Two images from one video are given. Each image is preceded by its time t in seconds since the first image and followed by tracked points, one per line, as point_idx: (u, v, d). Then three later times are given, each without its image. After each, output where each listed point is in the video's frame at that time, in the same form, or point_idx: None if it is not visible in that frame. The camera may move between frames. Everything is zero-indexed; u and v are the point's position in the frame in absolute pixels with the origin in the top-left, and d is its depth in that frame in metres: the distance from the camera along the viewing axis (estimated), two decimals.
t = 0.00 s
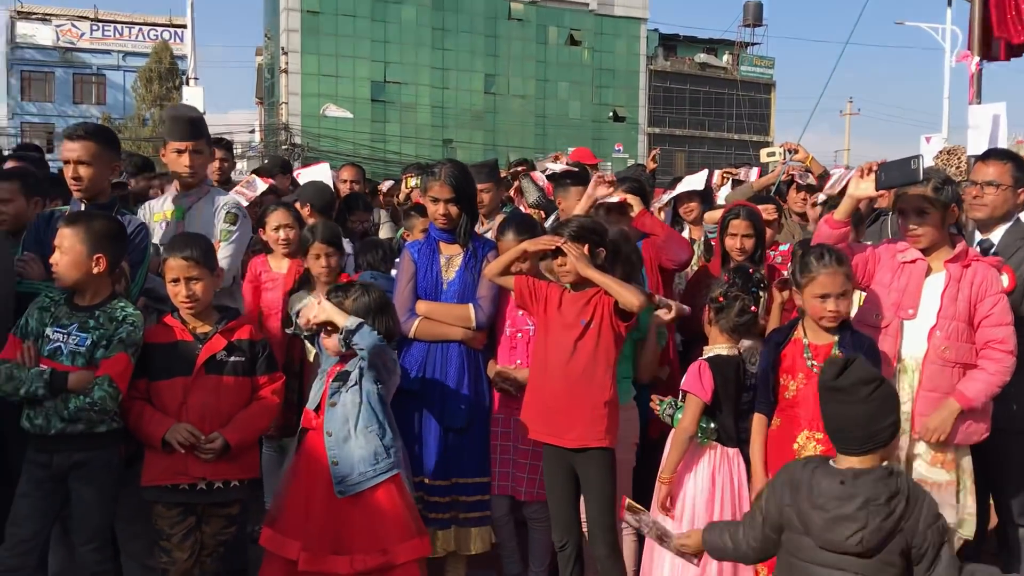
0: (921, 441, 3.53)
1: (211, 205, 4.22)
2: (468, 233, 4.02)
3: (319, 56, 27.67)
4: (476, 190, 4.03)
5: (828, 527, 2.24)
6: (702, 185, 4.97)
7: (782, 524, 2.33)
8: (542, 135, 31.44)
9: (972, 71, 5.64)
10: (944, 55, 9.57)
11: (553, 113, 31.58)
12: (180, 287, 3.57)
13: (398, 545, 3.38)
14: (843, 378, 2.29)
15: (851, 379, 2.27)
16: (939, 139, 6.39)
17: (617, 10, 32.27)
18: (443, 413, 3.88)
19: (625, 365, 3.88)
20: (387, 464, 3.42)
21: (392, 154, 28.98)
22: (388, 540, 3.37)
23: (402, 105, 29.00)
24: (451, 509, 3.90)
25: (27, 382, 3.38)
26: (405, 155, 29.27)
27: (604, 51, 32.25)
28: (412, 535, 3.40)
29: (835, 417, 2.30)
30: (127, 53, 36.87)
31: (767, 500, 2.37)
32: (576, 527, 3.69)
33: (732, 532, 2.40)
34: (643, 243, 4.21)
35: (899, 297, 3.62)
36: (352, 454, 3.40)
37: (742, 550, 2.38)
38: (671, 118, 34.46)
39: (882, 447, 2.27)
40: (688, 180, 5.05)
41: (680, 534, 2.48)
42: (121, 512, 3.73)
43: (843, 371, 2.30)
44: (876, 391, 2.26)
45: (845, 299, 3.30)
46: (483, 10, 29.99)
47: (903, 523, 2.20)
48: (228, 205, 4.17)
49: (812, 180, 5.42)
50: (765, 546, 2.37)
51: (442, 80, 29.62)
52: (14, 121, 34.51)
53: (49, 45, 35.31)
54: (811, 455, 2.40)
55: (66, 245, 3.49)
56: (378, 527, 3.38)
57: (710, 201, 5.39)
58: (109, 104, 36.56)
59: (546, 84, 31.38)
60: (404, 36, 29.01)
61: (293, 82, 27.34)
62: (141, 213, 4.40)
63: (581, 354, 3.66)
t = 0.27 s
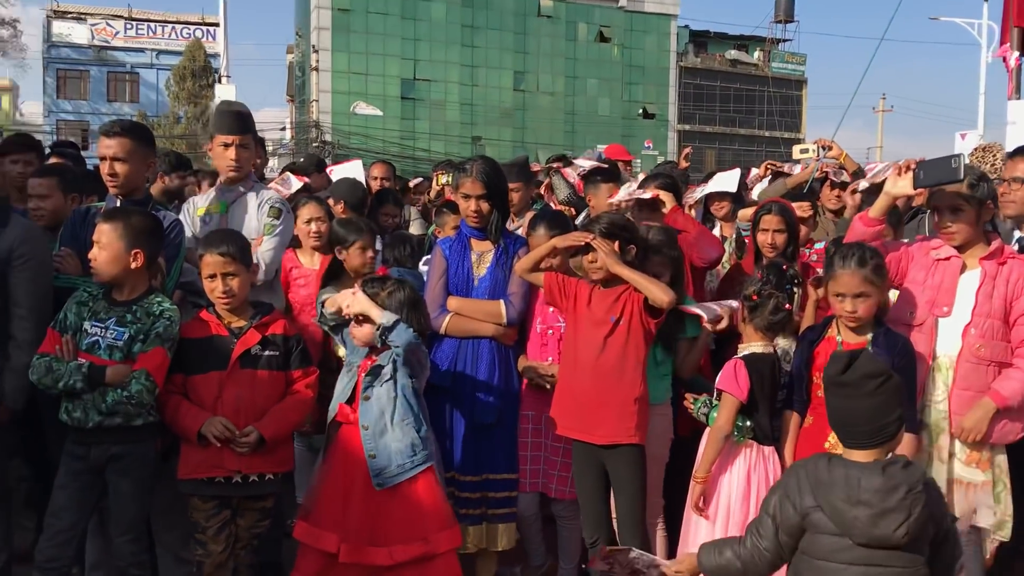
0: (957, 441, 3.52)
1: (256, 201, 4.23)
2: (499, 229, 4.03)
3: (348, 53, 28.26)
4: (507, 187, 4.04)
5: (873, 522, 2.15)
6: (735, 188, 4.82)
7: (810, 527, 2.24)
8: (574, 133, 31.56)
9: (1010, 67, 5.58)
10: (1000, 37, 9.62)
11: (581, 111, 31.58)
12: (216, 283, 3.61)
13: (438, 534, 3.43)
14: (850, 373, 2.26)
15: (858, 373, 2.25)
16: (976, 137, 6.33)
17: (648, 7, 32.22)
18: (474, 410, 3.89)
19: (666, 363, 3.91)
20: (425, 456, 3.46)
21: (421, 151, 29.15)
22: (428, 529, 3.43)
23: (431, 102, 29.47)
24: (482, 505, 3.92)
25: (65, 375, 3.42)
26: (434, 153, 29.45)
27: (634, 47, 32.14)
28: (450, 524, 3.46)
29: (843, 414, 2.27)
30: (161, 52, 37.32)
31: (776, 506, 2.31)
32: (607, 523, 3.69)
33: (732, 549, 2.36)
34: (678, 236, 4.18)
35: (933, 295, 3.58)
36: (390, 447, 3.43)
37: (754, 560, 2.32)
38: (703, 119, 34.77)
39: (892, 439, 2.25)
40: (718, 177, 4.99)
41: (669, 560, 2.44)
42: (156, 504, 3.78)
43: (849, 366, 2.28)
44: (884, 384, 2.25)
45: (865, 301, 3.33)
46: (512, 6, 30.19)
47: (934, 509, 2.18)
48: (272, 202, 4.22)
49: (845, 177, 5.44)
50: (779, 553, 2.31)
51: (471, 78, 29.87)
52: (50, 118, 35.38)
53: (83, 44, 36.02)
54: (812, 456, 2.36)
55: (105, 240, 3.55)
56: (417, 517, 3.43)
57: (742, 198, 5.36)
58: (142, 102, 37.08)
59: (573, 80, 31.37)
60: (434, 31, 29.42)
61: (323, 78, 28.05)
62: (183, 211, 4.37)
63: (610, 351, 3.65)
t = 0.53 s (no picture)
0: (984, 440, 3.50)
1: (285, 195, 4.25)
2: (519, 225, 4.05)
3: (370, 51, 28.50)
4: (527, 182, 4.06)
5: (896, 518, 2.19)
6: (757, 182, 4.82)
7: (829, 523, 2.29)
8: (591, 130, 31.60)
9: None
10: None
11: (603, 108, 31.81)
12: (241, 279, 3.63)
13: (468, 524, 3.49)
14: (868, 370, 2.30)
15: (876, 371, 2.29)
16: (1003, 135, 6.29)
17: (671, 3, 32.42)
18: (492, 406, 3.89)
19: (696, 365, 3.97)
20: (451, 449, 3.50)
21: (444, 148, 29.52)
22: (458, 520, 3.48)
23: (450, 100, 29.59)
24: (501, 501, 3.91)
25: (91, 369, 3.43)
26: (455, 150, 29.72)
27: (656, 44, 32.49)
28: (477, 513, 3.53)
29: (859, 409, 2.31)
30: (183, 48, 37.64)
31: (794, 503, 2.35)
32: (628, 519, 3.68)
33: (748, 545, 2.41)
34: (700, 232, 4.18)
35: (960, 293, 3.53)
36: (416, 441, 3.46)
37: (771, 555, 2.37)
38: (726, 114, 34.38)
39: (907, 437, 2.30)
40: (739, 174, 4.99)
41: (680, 555, 2.46)
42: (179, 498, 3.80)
43: (867, 364, 2.32)
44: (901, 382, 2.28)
45: (881, 300, 3.31)
46: (534, 5, 30.30)
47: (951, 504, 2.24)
48: (302, 198, 4.28)
49: (870, 174, 5.31)
50: (796, 549, 2.35)
51: (492, 74, 30.05)
52: (75, 115, 35.82)
53: (106, 40, 36.28)
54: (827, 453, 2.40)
55: (131, 235, 3.58)
56: (446, 509, 3.47)
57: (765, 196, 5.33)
58: (165, 99, 37.42)
59: (596, 76, 31.62)
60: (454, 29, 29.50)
61: (346, 75, 28.16)
62: (210, 207, 4.36)
63: (631, 347, 3.65)
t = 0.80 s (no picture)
0: (1011, 438, 3.44)
1: (313, 189, 4.30)
2: (539, 218, 4.05)
3: (394, 44, 29.67)
4: (547, 175, 4.06)
5: (878, 514, 2.26)
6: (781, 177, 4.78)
7: (821, 517, 2.36)
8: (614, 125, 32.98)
9: None
10: None
11: (626, 101, 33.05)
12: (267, 270, 3.65)
13: (480, 522, 3.45)
14: (873, 360, 2.34)
15: (881, 361, 2.33)
16: None
17: None
18: (512, 399, 3.89)
19: (721, 357, 3.97)
20: (457, 446, 3.47)
21: (465, 143, 30.76)
22: (471, 517, 3.44)
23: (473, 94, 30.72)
24: (522, 494, 3.91)
25: (120, 360, 3.46)
26: (477, 143, 30.90)
27: (680, 38, 33.61)
28: (491, 510, 3.49)
29: (859, 402, 2.36)
30: (207, 43, 37.95)
31: (788, 498, 2.43)
32: (653, 514, 3.67)
33: (749, 536, 2.47)
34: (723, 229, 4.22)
35: (990, 288, 3.52)
36: (421, 436, 3.45)
37: (770, 549, 2.43)
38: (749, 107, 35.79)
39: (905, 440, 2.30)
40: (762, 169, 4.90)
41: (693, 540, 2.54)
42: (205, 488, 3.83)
43: (874, 354, 2.36)
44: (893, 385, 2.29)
45: (905, 296, 3.33)
46: None
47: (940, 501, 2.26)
48: (330, 191, 4.30)
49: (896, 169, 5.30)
50: (792, 541, 2.42)
51: (514, 67, 31.09)
52: (100, 109, 36.26)
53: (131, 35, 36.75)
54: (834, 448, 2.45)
55: (158, 226, 3.61)
56: (461, 505, 3.44)
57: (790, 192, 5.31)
58: (188, 94, 37.73)
59: (618, 70, 33.08)
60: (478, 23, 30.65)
61: (369, 70, 29.37)
62: (239, 199, 4.32)
63: (656, 341, 3.63)
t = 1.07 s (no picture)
0: None
1: (333, 184, 4.32)
2: (554, 213, 4.04)
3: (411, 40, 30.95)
4: (562, 170, 4.06)
5: (865, 494, 2.32)
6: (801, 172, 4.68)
7: (814, 495, 2.44)
8: (632, 119, 33.90)
9: None
10: None
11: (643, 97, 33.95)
12: (282, 264, 3.67)
13: (492, 525, 3.42)
14: (890, 350, 2.41)
15: (898, 352, 2.40)
16: None
17: None
18: (529, 393, 3.89)
19: (738, 350, 3.94)
20: (477, 447, 3.46)
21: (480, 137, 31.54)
22: (481, 520, 3.42)
23: (490, 89, 31.66)
24: (538, 488, 3.92)
25: (140, 352, 3.48)
26: (493, 139, 31.69)
27: (700, 34, 34.53)
28: (504, 514, 3.45)
29: (867, 393, 2.43)
30: (224, 38, 38.01)
31: (784, 475, 2.52)
32: (672, 511, 3.66)
33: (751, 511, 2.58)
34: (740, 227, 4.28)
35: (1015, 286, 3.54)
36: (441, 436, 3.44)
37: (765, 525, 2.53)
38: (766, 100, 36.55)
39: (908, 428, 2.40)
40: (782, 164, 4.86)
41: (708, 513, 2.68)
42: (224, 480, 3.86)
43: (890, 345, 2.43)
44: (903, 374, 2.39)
45: (927, 293, 3.32)
46: None
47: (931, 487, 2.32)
48: (350, 186, 4.33)
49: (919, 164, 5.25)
50: (787, 518, 2.51)
51: (531, 61, 32.09)
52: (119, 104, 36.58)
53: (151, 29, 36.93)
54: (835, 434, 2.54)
55: (178, 218, 3.62)
56: (473, 507, 3.42)
57: (808, 187, 5.29)
58: (206, 89, 38.00)
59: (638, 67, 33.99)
60: (495, 18, 31.51)
61: (387, 65, 30.31)
62: (261, 194, 4.35)
63: (675, 337, 3.63)
